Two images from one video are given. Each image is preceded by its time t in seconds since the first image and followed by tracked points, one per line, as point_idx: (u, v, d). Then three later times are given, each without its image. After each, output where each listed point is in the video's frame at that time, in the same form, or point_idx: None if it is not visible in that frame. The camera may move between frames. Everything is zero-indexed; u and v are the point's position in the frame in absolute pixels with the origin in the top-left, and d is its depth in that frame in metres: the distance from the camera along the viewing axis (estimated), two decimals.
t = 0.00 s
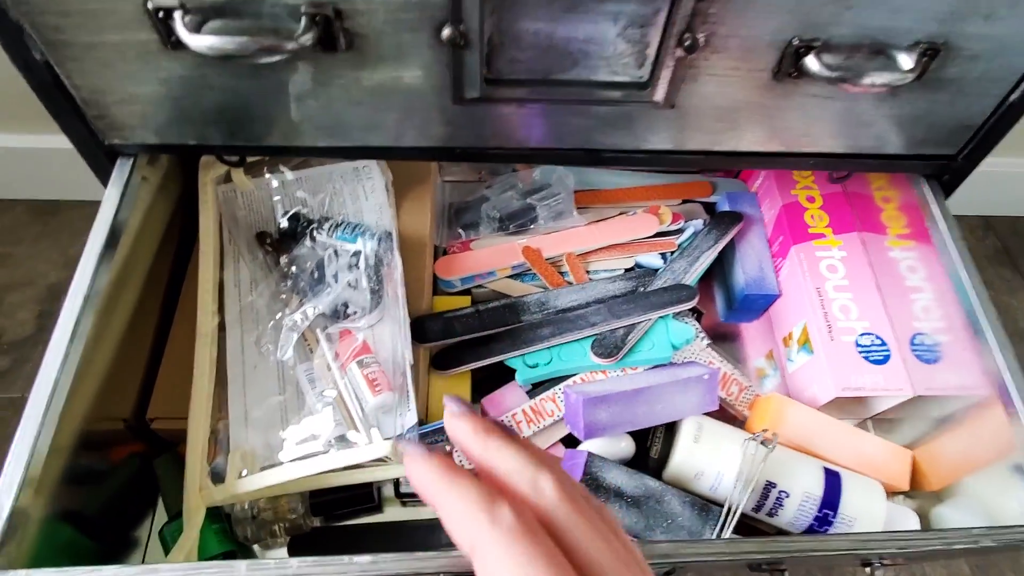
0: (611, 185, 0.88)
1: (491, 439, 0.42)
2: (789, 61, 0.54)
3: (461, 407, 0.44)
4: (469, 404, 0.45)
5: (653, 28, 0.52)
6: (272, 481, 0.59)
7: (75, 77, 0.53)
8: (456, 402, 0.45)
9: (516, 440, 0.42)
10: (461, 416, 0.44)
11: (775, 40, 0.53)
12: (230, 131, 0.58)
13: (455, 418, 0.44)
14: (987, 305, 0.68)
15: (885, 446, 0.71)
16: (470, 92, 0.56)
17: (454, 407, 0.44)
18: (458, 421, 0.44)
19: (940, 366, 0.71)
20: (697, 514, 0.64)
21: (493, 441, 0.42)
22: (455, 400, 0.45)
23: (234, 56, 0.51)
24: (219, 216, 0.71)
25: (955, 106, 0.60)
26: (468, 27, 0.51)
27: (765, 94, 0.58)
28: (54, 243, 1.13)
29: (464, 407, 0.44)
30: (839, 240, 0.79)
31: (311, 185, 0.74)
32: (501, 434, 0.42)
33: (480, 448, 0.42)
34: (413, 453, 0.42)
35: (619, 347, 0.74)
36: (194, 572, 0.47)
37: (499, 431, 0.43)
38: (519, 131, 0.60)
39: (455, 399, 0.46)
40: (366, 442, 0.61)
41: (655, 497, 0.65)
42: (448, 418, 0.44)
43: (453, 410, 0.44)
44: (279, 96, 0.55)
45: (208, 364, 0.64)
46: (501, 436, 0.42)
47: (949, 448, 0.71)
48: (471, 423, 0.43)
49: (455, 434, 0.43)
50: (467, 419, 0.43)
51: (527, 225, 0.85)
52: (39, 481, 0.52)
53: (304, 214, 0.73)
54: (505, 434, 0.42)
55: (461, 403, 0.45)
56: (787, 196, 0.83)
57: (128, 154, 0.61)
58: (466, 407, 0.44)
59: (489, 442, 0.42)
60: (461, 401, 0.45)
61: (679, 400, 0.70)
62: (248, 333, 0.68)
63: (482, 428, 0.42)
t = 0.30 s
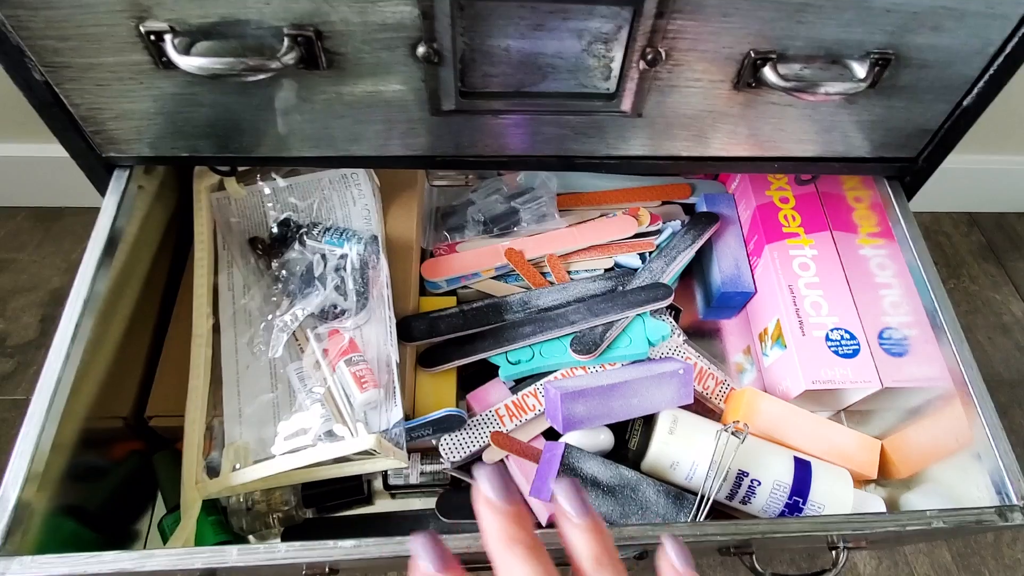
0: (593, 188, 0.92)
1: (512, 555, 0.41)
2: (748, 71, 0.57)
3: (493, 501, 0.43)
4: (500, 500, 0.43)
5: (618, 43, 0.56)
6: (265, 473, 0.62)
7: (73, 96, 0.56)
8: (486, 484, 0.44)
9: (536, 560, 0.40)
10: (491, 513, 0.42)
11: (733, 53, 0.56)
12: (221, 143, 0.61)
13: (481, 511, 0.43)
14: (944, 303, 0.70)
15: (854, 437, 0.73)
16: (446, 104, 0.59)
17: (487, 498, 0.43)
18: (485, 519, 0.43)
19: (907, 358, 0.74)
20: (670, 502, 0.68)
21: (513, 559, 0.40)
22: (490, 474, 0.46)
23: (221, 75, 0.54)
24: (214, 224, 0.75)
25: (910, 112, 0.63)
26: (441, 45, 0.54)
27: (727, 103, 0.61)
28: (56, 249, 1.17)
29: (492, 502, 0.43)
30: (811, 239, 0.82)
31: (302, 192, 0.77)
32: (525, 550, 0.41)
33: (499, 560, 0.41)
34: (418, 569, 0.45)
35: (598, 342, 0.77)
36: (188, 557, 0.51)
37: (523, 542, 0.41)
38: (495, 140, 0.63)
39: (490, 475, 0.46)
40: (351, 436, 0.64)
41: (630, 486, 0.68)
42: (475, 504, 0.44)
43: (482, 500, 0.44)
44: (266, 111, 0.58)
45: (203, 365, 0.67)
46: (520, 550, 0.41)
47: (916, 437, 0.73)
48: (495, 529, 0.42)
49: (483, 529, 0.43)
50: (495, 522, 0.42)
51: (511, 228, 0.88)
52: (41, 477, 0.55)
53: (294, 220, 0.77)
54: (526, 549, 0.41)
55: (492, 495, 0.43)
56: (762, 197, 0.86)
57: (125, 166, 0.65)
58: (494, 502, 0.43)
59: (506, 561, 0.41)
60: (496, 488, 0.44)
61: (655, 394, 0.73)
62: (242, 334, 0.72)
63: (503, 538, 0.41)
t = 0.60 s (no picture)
0: (600, 173, 0.89)
1: (617, 535, 0.47)
2: (765, 41, 0.55)
3: (602, 484, 0.49)
4: (610, 486, 0.48)
5: (630, 10, 0.53)
6: (260, 464, 0.60)
7: (61, 68, 0.54)
8: (596, 468, 0.49)
9: (638, 540, 0.46)
10: (598, 497, 0.49)
11: (750, 21, 0.54)
12: (215, 120, 0.59)
13: (593, 495, 0.49)
14: (970, 285, 0.67)
15: (874, 428, 0.70)
16: (450, 78, 0.56)
17: (596, 482, 0.49)
18: (596, 502, 0.49)
19: (928, 347, 0.70)
20: (683, 495, 0.65)
21: (617, 538, 0.47)
22: (656, 484, 0.50)
23: (214, 43, 0.51)
24: (209, 207, 0.73)
25: (934, 87, 0.60)
26: (445, 12, 0.51)
27: (743, 76, 0.58)
28: (52, 242, 1.14)
29: (600, 485, 0.49)
30: (826, 224, 0.79)
31: (300, 174, 0.75)
32: (629, 530, 0.47)
33: (608, 541, 0.47)
34: (542, 534, 0.48)
35: (607, 331, 0.74)
36: (180, 550, 0.49)
37: (628, 526, 0.47)
38: (500, 117, 0.61)
39: (600, 459, 0.49)
40: (352, 425, 0.62)
41: (643, 478, 0.66)
42: (588, 488, 0.49)
43: (595, 486, 0.49)
44: (262, 84, 0.56)
45: (199, 351, 0.65)
46: (630, 538, 0.47)
47: (939, 428, 0.70)
48: (603, 512, 0.48)
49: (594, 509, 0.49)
50: (602, 506, 0.48)
51: (516, 214, 0.86)
52: (26, 467, 0.52)
53: (291, 204, 0.74)
54: (632, 530, 0.47)
55: (600, 478, 0.49)
56: (775, 181, 0.83)
57: (116, 145, 0.62)
58: (605, 488, 0.48)
59: (613, 541, 0.47)
60: (605, 474, 0.49)
61: (667, 382, 0.70)
62: (238, 321, 0.69)
63: (610, 521, 0.47)
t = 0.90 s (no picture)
0: (611, 166, 0.89)
1: (620, 534, 0.47)
2: (783, 29, 0.54)
3: (604, 486, 0.49)
4: (613, 487, 0.49)
5: None
6: (270, 457, 0.59)
7: (70, 57, 0.53)
8: (600, 471, 0.49)
9: (641, 539, 0.47)
10: (602, 497, 0.49)
11: (768, 8, 0.53)
12: (225, 110, 0.58)
13: (595, 496, 0.49)
14: (989, 277, 0.66)
15: (889, 422, 0.70)
16: (463, 66, 0.56)
17: (599, 484, 0.49)
18: (599, 503, 0.49)
19: (945, 341, 0.70)
20: (697, 490, 0.64)
21: (620, 537, 0.47)
22: (654, 491, 0.50)
23: (225, 31, 0.51)
24: (218, 198, 0.72)
25: (954, 75, 0.59)
26: None
27: (759, 64, 0.57)
28: (60, 237, 1.14)
29: (603, 487, 0.49)
30: (841, 217, 0.78)
31: (308, 166, 0.74)
32: (631, 530, 0.47)
33: (612, 540, 0.48)
34: (553, 526, 0.48)
35: (619, 324, 0.73)
36: (192, 543, 0.48)
37: (630, 527, 0.47)
38: (513, 107, 0.60)
39: (603, 463, 0.50)
40: (363, 417, 0.61)
41: (656, 473, 0.65)
42: (591, 490, 0.50)
43: (598, 488, 0.49)
44: (272, 73, 0.55)
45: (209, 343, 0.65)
46: (633, 538, 0.47)
47: (956, 423, 0.69)
48: (606, 512, 0.48)
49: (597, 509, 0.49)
50: (605, 507, 0.48)
51: (526, 207, 0.85)
52: (36, 461, 0.52)
53: (301, 196, 0.74)
54: (635, 530, 0.47)
55: (603, 479, 0.49)
56: (788, 173, 0.82)
57: (125, 136, 0.61)
58: (607, 489, 0.49)
59: (617, 540, 0.47)
60: (608, 475, 0.49)
61: (680, 376, 0.69)
62: (248, 314, 0.69)
63: (612, 521, 0.48)
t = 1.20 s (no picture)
0: (618, 165, 0.89)
1: (628, 527, 0.48)
2: (792, 28, 0.54)
3: (613, 480, 0.49)
4: (621, 481, 0.49)
5: None
6: (283, 455, 0.60)
7: (84, 60, 0.54)
8: (607, 464, 0.49)
9: (649, 533, 0.47)
10: (609, 490, 0.49)
11: (777, 8, 0.53)
12: (236, 111, 0.59)
13: (603, 488, 0.50)
14: (998, 277, 0.66)
15: (897, 419, 0.70)
16: (473, 67, 0.56)
17: (607, 477, 0.49)
18: (606, 497, 0.49)
19: (951, 339, 0.70)
20: (706, 487, 0.65)
21: (628, 530, 0.47)
22: (659, 484, 0.50)
23: (238, 34, 0.51)
24: (228, 199, 0.72)
25: (961, 74, 0.60)
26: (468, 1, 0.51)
27: (768, 64, 0.57)
28: (69, 237, 1.15)
29: (611, 480, 0.49)
30: (848, 215, 0.79)
31: (318, 167, 0.75)
32: (639, 523, 0.48)
33: (619, 533, 0.48)
34: (563, 518, 0.49)
35: (627, 322, 0.74)
36: (209, 539, 0.49)
37: (638, 520, 0.48)
38: (522, 107, 0.60)
39: (610, 456, 0.50)
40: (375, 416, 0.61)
41: (665, 470, 0.65)
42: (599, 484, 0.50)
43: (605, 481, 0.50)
44: (283, 75, 0.56)
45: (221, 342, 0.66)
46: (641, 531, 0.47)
47: (963, 420, 0.69)
48: (614, 506, 0.49)
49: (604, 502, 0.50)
50: (612, 500, 0.49)
51: (533, 206, 0.85)
52: (54, 459, 0.52)
53: (311, 196, 0.74)
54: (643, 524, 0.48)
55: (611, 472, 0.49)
56: (795, 172, 0.82)
57: (138, 138, 0.62)
58: (616, 483, 0.49)
59: (625, 533, 0.47)
60: (617, 471, 0.49)
61: (688, 374, 0.70)
62: (259, 313, 0.69)
63: (620, 515, 0.48)
